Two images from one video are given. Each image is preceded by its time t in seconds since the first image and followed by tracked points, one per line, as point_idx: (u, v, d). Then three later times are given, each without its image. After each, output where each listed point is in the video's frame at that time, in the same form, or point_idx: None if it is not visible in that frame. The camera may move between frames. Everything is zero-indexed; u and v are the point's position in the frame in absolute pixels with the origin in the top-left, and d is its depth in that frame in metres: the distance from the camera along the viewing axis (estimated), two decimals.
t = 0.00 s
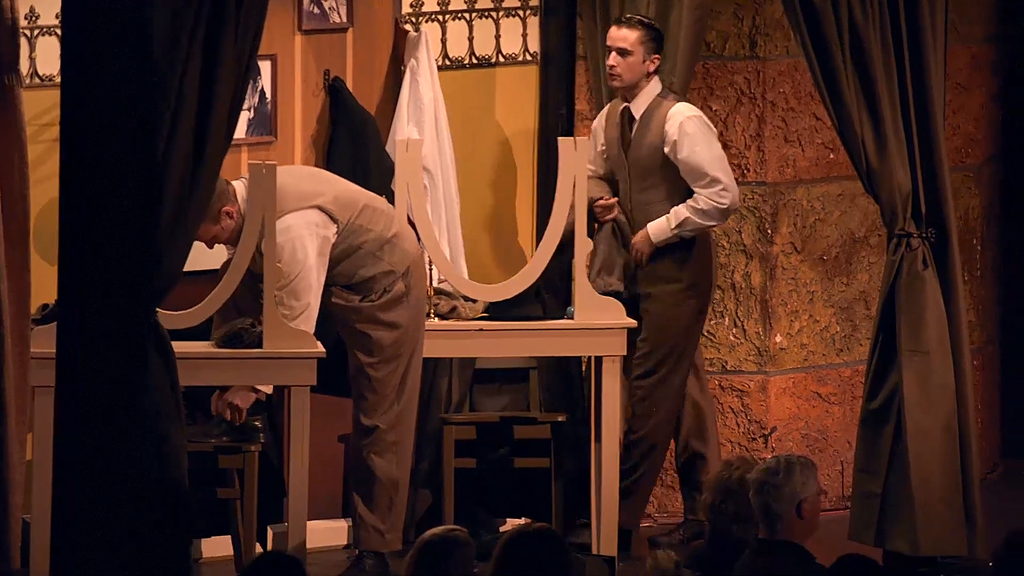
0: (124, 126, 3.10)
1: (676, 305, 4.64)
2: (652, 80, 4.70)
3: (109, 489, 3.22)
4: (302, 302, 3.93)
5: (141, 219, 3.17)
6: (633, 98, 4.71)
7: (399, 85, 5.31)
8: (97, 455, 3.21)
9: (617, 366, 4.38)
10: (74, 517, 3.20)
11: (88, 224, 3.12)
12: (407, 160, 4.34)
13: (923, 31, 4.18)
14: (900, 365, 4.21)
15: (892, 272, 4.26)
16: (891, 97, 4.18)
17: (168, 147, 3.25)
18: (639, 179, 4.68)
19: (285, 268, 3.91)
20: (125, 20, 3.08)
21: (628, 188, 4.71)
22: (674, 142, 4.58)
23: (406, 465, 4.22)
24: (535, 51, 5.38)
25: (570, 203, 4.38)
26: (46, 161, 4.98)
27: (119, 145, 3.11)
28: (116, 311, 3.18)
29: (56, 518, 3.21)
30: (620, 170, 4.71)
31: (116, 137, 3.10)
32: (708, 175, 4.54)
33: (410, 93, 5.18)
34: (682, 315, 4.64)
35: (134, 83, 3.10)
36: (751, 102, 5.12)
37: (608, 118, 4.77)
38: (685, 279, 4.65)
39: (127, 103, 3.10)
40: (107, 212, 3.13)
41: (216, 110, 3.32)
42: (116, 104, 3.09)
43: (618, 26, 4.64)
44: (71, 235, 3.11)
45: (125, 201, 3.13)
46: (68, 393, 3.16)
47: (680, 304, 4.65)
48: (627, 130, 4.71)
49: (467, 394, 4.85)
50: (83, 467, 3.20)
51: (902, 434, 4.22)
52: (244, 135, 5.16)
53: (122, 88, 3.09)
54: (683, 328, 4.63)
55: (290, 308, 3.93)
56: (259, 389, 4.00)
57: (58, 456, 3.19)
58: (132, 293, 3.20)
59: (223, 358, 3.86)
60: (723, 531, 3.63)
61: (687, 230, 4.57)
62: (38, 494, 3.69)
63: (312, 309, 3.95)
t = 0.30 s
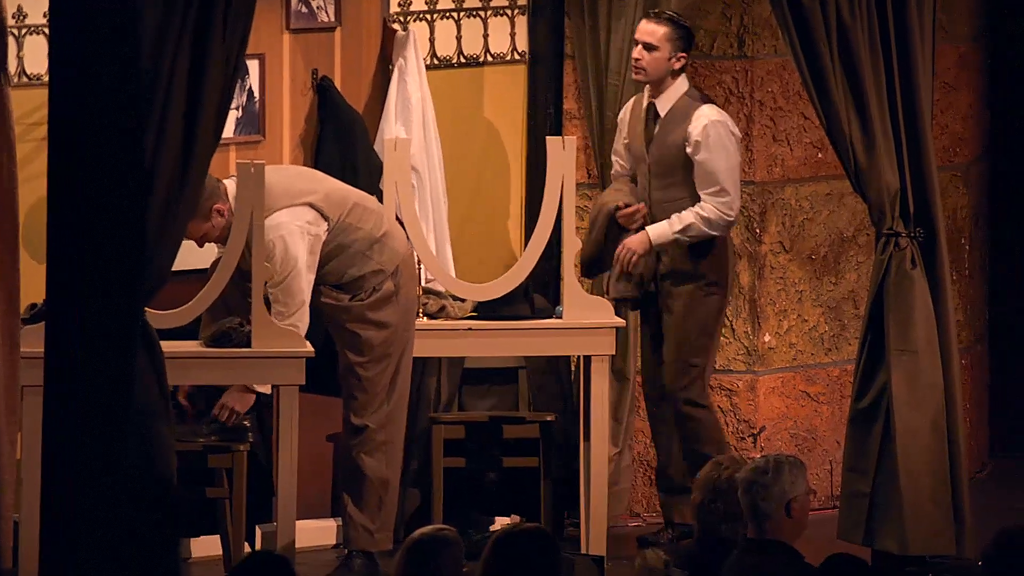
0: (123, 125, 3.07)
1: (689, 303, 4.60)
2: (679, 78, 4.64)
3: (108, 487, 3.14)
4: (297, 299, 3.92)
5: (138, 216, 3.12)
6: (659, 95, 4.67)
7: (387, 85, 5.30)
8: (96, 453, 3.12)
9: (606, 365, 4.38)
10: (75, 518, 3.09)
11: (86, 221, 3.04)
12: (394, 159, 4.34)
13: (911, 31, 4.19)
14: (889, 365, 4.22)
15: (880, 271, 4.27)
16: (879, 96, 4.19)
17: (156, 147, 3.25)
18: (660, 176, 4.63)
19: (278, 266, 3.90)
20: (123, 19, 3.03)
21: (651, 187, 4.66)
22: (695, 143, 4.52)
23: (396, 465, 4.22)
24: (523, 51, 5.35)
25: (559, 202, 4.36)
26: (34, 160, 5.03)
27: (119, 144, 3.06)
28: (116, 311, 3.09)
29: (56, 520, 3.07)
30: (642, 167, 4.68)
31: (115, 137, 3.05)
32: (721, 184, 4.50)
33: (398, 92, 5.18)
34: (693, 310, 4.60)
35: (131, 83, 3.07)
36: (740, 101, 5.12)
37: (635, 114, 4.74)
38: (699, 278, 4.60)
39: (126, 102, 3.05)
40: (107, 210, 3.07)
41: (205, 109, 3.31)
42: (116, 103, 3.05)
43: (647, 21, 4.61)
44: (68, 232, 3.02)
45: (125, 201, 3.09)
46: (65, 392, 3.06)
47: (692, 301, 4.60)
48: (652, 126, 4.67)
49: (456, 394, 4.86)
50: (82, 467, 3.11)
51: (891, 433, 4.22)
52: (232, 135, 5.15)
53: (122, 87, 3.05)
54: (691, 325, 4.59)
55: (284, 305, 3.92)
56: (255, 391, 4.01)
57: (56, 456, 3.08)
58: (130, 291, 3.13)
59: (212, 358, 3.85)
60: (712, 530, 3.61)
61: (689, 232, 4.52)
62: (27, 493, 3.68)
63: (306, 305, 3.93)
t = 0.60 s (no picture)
0: (124, 123, 3.03)
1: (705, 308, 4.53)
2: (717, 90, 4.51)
3: (107, 487, 3.14)
4: (296, 303, 3.92)
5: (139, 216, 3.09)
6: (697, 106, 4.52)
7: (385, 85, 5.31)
8: (94, 453, 3.11)
9: (603, 365, 4.38)
10: (75, 518, 3.09)
11: (87, 221, 3.04)
12: (392, 159, 4.32)
13: (907, 30, 4.20)
14: (886, 364, 4.23)
15: (877, 270, 4.28)
16: (876, 97, 4.19)
17: (152, 147, 3.25)
18: (699, 187, 4.48)
19: (276, 271, 3.91)
20: (125, 18, 3.01)
21: (690, 199, 4.51)
22: (739, 153, 4.41)
23: (393, 465, 4.22)
24: (520, 50, 5.37)
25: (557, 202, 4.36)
26: (30, 160, 5.07)
27: (119, 144, 3.03)
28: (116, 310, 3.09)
29: (55, 520, 3.09)
30: (679, 180, 4.53)
31: (116, 135, 3.02)
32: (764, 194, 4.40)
33: (394, 92, 5.17)
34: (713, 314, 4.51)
35: (133, 81, 3.03)
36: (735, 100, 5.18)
37: (668, 125, 4.59)
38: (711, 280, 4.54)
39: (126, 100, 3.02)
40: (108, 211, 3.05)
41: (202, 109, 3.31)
42: (116, 102, 3.02)
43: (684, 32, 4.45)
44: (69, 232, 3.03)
45: (125, 201, 3.06)
46: (65, 392, 3.06)
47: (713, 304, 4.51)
48: (689, 138, 4.52)
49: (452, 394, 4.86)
50: (81, 467, 3.10)
51: (888, 433, 4.23)
52: (228, 135, 5.14)
53: (121, 87, 3.02)
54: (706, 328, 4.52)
55: (284, 308, 3.93)
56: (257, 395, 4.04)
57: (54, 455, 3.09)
58: (128, 292, 3.13)
59: (210, 358, 3.85)
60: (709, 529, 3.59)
61: (739, 272, 4.44)
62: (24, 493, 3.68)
63: (306, 308, 3.94)
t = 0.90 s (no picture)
0: (125, 123, 3.03)
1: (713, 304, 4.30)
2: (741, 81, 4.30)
3: (107, 487, 3.13)
4: (295, 306, 3.92)
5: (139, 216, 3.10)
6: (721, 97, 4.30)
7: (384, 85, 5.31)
8: (94, 455, 3.10)
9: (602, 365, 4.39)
10: (75, 518, 3.08)
11: (89, 221, 3.03)
12: (391, 161, 4.33)
13: (907, 30, 4.19)
14: (885, 365, 4.23)
15: (877, 269, 4.27)
16: (875, 97, 4.20)
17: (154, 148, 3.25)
18: (722, 178, 4.25)
19: (276, 275, 3.91)
20: (126, 18, 3.01)
21: (713, 192, 4.27)
22: (770, 143, 4.20)
23: (392, 465, 4.21)
24: (519, 51, 5.37)
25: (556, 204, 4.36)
26: (30, 160, 5.14)
27: (119, 144, 3.03)
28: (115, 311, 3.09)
29: (56, 520, 3.08)
30: (700, 173, 4.30)
31: (116, 134, 3.03)
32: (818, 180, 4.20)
33: (394, 94, 5.17)
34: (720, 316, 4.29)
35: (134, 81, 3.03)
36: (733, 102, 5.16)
37: (689, 118, 4.36)
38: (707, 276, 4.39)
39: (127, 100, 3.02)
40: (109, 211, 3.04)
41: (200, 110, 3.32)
42: (116, 102, 3.02)
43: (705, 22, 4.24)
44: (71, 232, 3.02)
45: (126, 201, 3.06)
46: (66, 392, 3.05)
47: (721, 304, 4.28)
48: (714, 129, 4.29)
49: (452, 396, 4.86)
50: (81, 468, 3.09)
51: (887, 434, 4.23)
52: (228, 135, 5.16)
53: (122, 87, 3.02)
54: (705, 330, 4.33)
55: (282, 311, 3.93)
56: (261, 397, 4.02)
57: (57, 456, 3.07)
58: (128, 292, 3.13)
59: (210, 358, 3.85)
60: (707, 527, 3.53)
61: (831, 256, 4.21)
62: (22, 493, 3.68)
63: (304, 311, 3.94)
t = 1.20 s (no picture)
0: (126, 123, 3.04)
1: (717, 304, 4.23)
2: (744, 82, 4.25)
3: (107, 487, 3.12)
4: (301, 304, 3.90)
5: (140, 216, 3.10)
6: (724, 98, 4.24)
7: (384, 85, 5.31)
8: (94, 456, 3.09)
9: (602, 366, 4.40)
10: (75, 518, 3.07)
11: (89, 223, 3.03)
12: (392, 161, 4.35)
13: (906, 30, 4.20)
14: (885, 365, 4.23)
15: (877, 270, 4.28)
16: (875, 97, 4.20)
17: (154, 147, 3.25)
18: (732, 180, 4.19)
19: (284, 272, 3.88)
20: (126, 18, 3.01)
21: (721, 193, 4.20)
22: (778, 143, 4.15)
23: (391, 465, 4.21)
24: (519, 51, 5.38)
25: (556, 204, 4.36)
26: (30, 160, 5.13)
27: (119, 144, 3.03)
28: (113, 313, 3.08)
29: (55, 520, 3.07)
30: (705, 173, 4.22)
31: (117, 135, 3.03)
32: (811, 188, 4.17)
33: (394, 94, 5.17)
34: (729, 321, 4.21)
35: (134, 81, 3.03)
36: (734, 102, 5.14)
37: (691, 119, 4.29)
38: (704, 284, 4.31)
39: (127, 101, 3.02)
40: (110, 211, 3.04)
41: (200, 111, 3.33)
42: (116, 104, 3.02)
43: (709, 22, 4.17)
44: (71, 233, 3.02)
45: (125, 200, 3.06)
46: (66, 393, 3.05)
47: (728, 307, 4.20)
48: (720, 130, 4.21)
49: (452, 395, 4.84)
50: (80, 468, 3.08)
51: (886, 434, 4.23)
52: (228, 136, 5.15)
53: (121, 87, 3.02)
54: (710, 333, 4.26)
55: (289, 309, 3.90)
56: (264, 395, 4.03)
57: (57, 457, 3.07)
58: (128, 292, 3.12)
59: (209, 358, 3.85)
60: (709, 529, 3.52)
61: (796, 263, 4.19)
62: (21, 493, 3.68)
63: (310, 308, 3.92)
